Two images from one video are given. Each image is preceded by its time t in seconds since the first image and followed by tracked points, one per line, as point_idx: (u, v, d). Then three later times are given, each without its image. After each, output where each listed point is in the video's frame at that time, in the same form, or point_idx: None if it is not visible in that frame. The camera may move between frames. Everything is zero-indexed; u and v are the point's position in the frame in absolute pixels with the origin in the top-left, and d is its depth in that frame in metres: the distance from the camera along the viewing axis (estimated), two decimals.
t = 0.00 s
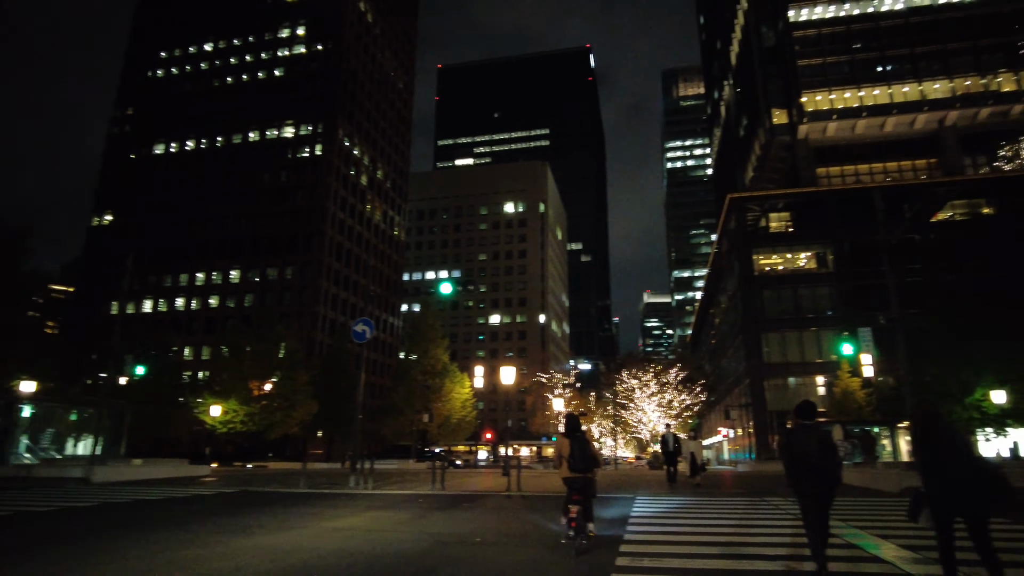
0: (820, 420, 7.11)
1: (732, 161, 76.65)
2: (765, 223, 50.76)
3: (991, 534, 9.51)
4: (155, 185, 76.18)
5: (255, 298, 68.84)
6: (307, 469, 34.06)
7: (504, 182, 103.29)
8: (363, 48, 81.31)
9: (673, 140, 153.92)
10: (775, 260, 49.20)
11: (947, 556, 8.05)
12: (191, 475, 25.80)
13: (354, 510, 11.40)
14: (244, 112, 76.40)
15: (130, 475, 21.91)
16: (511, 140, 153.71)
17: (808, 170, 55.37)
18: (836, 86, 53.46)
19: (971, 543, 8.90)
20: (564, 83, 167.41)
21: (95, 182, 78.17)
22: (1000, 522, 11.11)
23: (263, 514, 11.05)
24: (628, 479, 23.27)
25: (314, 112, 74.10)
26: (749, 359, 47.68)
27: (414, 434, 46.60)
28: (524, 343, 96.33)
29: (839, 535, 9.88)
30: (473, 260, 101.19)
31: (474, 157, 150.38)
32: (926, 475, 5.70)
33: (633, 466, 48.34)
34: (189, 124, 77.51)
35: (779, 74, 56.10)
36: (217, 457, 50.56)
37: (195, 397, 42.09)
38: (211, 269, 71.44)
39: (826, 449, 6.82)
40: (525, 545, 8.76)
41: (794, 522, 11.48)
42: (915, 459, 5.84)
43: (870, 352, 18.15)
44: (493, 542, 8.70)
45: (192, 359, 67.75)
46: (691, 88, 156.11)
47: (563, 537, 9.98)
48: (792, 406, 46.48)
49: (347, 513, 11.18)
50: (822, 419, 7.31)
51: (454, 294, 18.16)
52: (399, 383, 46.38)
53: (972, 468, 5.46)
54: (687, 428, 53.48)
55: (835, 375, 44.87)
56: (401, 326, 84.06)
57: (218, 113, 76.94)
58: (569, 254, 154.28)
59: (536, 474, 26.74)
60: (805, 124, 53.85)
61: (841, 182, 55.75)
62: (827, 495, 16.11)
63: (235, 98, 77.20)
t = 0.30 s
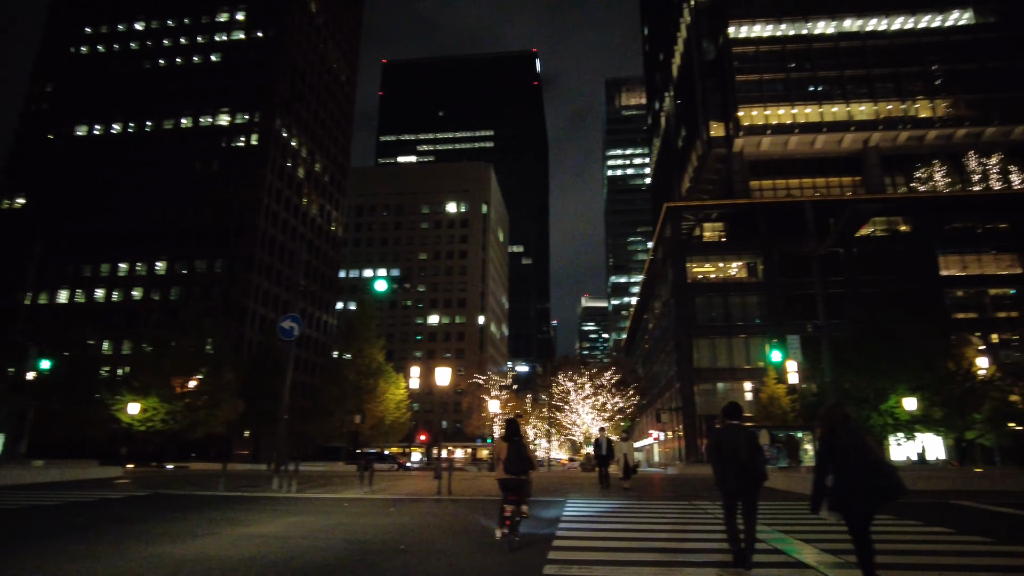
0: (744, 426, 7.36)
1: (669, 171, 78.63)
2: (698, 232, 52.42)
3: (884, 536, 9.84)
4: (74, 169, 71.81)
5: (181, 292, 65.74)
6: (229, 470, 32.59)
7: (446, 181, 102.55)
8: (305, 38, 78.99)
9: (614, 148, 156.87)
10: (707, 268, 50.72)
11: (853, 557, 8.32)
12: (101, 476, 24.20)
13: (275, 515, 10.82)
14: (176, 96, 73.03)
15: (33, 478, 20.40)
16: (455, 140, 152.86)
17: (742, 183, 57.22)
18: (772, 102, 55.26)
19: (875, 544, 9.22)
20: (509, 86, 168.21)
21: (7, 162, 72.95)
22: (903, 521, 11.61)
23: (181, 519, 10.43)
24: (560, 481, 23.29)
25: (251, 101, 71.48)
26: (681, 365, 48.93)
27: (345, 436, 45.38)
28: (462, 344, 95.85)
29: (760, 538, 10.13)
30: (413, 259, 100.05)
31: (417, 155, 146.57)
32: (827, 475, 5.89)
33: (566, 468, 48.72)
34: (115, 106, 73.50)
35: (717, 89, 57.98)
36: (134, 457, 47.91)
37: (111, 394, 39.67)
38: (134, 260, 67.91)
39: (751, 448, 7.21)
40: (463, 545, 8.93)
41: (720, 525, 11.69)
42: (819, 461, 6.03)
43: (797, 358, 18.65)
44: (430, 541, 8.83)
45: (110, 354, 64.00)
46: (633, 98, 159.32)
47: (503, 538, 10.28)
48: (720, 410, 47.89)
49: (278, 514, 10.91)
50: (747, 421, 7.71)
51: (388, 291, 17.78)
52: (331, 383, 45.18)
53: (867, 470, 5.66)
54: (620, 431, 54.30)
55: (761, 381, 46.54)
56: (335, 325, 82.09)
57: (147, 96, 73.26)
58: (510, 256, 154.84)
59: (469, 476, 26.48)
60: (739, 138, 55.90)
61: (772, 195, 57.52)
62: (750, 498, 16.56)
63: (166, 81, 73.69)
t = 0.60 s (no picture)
0: (670, 429, 7.70)
1: (606, 177, 80.00)
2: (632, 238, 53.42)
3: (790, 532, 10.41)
4: None
5: (95, 281, 61.99)
6: (140, 471, 30.79)
7: (384, 177, 100.79)
8: (240, 21, 75.82)
9: (554, 152, 158.35)
10: (639, 274, 51.61)
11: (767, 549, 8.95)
12: None
13: (189, 516, 10.15)
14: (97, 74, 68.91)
15: None
16: (395, 136, 150.75)
17: (676, 192, 58.69)
18: (706, 115, 57.14)
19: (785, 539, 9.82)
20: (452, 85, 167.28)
21: None
22: (810, 517, 12.24)
23: (92, 518, 9.97)
24: (490, 481, 23.14)
25: (179, 83, 68.15)
26: (611, 368, 49.75)
27: (269, 436, 43.68)
28: (395, 343, 94.49)
29: (690, 534, 10.64)
30: (347, 255, 97.93)
31: (354, 149, 142.67)
32: (740, 471, 6.37)
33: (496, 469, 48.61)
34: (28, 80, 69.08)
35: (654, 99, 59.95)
36: (34, 456, 44.75)
37: (10, 389, 36.84)
38: (44, 245, 63.80)
39: (676, 450, 7.59)
40: (397, 532, 9.76)
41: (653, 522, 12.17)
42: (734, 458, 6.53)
43: (724, 360, 19.07)
44: (365, 530, 9.54)
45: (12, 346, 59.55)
46: (574, 104, 161.28)
47: (436, 533, 10.70)
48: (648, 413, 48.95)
49: (209, 510, 11.03)
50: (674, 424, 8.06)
51: (316, 284, 17.10)
52: (256, 380, 43.57)
53: (779, 470, 6.14)
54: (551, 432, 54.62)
55: (688, 385, 47.80)
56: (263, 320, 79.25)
57: (64, 71, 69.07)
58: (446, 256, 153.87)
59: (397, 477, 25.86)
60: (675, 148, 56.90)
61: (703, 205, 59.50)
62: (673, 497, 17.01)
63: (86, 57, 69.57)
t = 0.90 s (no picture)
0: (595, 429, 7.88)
1: (541, 181, 80.63)
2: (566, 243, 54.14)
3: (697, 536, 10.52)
4: None
5: None
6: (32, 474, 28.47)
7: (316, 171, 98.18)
8: None
9: (491, 154, 158.54)
10: (571, 278, 52.18)
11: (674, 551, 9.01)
12: None
13: (88, 525, 9.47)
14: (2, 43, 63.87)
15: None
16: (328, 129, 146.96)
17: (608, 200, 59.65)
18: (640, 126, 58.31)
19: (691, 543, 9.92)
20: (389, 80, 164.70)
21: None
22: (721, 519, 12.55)
23: None
24: (415, 484, 22.82)
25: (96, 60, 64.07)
26: (540, 371, 50.04)
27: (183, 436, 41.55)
28: (320, 342, 92.00)
29: (602, 535, 10.66)
30: (272, 249, 94.65)
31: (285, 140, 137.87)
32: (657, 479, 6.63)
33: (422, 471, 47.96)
34: None
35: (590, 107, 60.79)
36: None
37: None
38: None
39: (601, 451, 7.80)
40: (320, 537, 9.60)
41: (566, 525, 12.13)
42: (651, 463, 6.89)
43: (651, 365, 19.34)
44: (284, 536, 9.32)
45: None
46: (513, 108, 161.96)
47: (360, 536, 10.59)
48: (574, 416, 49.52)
49: (115, 518, 10.40)
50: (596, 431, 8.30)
51: (235, 276, 16.21)
52: (170, 378, 41.34)
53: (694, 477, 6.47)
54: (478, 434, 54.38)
55: (614, 390, 48.66)
56: (179, 314, 75.37)
57: None
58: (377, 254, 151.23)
59: (315, 480, 24.88)
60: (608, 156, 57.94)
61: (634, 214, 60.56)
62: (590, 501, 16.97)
63: None
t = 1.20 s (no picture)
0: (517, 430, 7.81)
1: (478, 184, 80.59)
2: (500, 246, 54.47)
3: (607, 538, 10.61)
4: None
5: None
6: None
7: (244, 162, 94.70)
8: None
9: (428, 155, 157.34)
10: (504, 282, 52.15)
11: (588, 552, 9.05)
12: None
13: None
14: None
15: None
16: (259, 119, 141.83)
17: (543, 205, 60.13)
18: (576, 134, 59.04)
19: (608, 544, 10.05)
20: (326, 74, 160.96)
21: None
22: (640, 519, 12.75)
23: None
24: (339, 487, 22.26)
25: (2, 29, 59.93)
26: (471, 373, 49.86)
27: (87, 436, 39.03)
28: (243, 339, 88.56)
29: (526, 537, 10.64)
30: (194, 241, 90.55)
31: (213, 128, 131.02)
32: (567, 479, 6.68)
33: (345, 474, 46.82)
34: None
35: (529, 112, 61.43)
36: None
37: None
38: None
39: (525, 454, 7.75)
40: (240, 536, 9.45)
41: (494, 527, 12.06)
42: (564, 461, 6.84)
43: (582, 368, 19.52)
44: (200, 536, 9.13)
45: None
46: (451, 109, 161.25)
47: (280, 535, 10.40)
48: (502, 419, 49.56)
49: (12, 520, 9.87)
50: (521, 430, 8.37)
51: (148, 265, 15.25)
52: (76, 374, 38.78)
53: (603, 474, 6.60)
54: (406, 437, 53.53)
55: (543, 394, 49.00)
56: (89, 306, 70.91)
57: None
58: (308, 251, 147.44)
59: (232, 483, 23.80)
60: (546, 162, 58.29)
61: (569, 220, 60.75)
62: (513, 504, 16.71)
63: None
